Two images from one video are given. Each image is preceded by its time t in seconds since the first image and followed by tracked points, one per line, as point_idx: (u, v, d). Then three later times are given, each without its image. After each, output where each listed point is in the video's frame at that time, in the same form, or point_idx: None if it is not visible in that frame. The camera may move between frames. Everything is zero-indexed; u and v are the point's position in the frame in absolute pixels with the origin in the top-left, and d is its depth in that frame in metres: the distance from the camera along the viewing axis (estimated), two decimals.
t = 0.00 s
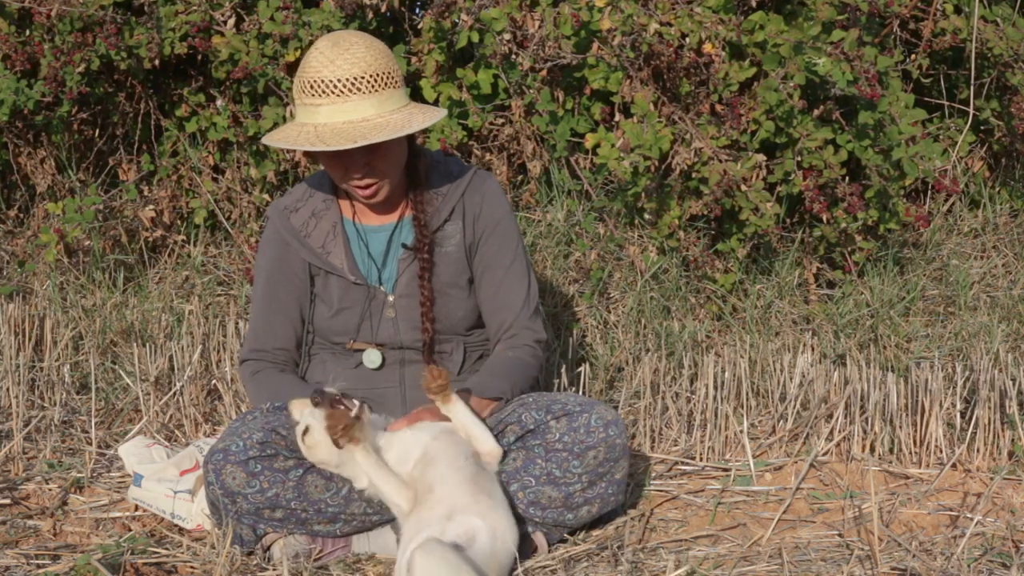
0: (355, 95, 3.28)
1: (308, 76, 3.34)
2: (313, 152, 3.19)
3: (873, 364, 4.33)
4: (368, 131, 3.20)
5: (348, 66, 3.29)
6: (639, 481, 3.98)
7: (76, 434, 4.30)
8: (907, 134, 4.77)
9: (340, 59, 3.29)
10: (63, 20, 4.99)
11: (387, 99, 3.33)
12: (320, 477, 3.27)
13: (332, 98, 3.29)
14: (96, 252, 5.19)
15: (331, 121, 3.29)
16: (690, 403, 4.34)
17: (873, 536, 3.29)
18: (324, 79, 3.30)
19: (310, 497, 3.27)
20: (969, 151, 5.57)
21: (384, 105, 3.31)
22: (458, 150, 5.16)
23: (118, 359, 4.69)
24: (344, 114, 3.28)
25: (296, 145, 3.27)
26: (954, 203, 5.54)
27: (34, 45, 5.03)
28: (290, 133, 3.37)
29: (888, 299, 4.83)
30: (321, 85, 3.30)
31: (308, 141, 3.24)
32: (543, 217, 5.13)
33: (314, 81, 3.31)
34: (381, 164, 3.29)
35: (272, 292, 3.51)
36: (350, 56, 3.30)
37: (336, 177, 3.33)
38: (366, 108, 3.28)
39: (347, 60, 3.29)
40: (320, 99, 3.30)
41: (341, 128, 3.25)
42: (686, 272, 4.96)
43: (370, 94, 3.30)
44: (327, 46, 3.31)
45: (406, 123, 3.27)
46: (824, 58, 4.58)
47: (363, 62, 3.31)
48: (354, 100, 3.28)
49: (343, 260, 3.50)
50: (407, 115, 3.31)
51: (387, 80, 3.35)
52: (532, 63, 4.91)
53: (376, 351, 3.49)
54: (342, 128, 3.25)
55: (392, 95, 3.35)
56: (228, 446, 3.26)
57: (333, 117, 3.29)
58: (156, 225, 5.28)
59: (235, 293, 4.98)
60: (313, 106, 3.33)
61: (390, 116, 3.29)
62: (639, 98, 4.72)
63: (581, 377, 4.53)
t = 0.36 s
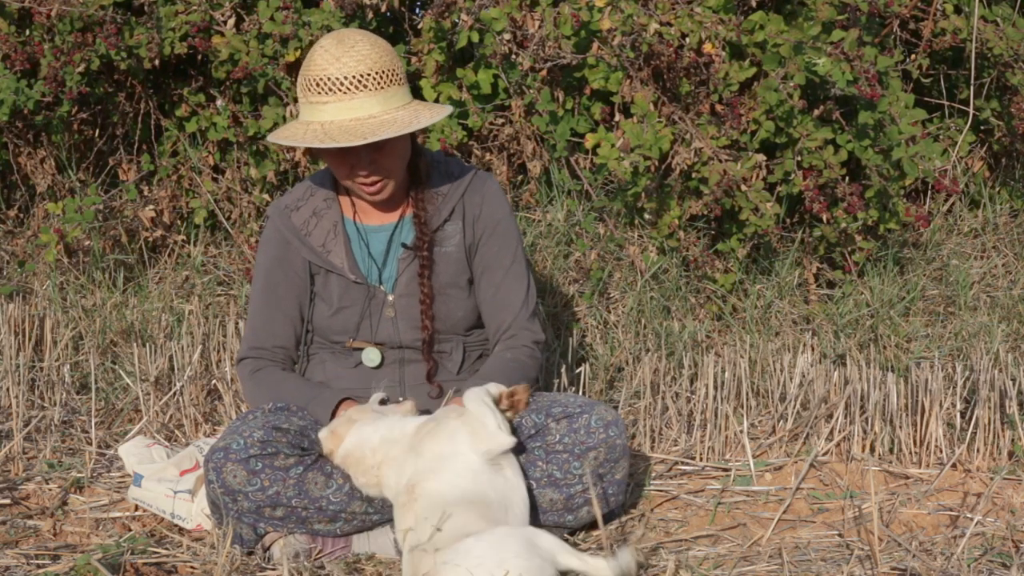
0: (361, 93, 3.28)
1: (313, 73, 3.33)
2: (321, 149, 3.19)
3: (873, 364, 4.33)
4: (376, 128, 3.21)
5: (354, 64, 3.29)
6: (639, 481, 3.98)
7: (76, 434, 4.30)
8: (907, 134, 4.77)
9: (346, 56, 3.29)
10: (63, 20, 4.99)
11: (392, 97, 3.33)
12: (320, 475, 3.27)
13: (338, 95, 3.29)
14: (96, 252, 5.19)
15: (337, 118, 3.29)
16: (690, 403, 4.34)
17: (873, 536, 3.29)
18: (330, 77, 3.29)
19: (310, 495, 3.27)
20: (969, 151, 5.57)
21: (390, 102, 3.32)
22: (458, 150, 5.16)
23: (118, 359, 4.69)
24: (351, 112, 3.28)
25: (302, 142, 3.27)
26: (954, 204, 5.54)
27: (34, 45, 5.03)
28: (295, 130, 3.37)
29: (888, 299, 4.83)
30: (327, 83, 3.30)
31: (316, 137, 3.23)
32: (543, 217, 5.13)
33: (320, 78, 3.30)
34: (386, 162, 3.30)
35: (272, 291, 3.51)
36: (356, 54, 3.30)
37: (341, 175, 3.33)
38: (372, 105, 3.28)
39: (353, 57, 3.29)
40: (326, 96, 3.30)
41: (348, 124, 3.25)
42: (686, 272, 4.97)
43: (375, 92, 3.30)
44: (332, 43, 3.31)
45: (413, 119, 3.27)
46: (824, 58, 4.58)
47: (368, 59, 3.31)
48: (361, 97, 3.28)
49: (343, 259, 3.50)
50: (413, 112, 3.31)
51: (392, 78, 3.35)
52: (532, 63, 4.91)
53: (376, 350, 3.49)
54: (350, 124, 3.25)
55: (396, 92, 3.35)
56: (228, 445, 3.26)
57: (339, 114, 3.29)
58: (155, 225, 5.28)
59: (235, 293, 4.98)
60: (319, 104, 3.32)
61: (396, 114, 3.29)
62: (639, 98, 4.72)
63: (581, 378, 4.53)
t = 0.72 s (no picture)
0: (366, 93, 3.28)
1: (317, 73, 3.33)
2: (326, 149, 3.19)
3: (873, 364, 4.33)
4: (382, 128, 3.21)
5: (359, 63, 3.29)
6: (639, 481, 3.98)
7: (76, 434, 4.30)
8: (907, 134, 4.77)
9: (351, 56, 3.29)
10: (63, 20, 4.99)
11: (397, 97, 3.33)
12: (320, 474, 3.28)
13: (343, 95, 3.29)
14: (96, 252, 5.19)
15: (342, 118, 3.29)
16: (690, 403, 4.34)
17: (873, 536, 3.29)
18: (335, 76, 3.29)
19: (311, 495, 3.26)
20: (969, 151, 5.57)
21: (395, 102, 3.32)
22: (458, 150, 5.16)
23: (118, 359, 4.69)
24: (356, 111, 3.28)
25: (307, 142, 3.27)
26: (954, 204, 5.54)
27: (34, 45, 5.03)
28: (298, 130, 3.36)
29: (888, 299, 4.83)
30: (332, 82, 3.30)
31: (320, 137, 3.23)
32: (543, 217, 5.13)
33: (325, 78, 3.30)
34: (389, 162, 3.30)
35: (273, 291, 3.51)
36: (361, 53, 3.30)
37: (345, 175, 3.33)
38: (377, 105, 3.29)
39: (358, 57, 3.30)
40: (330, 96, 3.30)
41: (353, 125, 3.25)
42: (686, 272, 4.97)
43: (380, 92, 3.30)
44: (337, 43, 3.31)
45: (418, 120, 3.28)
46: (824, 58, 4.58)
47: (373, 59, 3.31)
48: (366, 97, 3.29)
49: (343, 259, 3.50)
50: (417, 113, 3.32)
51: (396, 78, 3.35)
52: (531, 63, 4.91)
53: (377, 350, 3.50)
54: (355, 125, 3.25)
55: (400, 93, 3.36)
56: (229, 445, 3.25)
57: (344, 114, 3.29)
58: (156, 225, 5.28)
59: (235, 293, 4.98)
60: (323, 103, 3.32)
61: (401, 114, 3.30)
62: (639, 98, 4.72)
63: (581, 378, 4.53)
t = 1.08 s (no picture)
0: (374, 94, 3.28)
1: (324, 73, 3.33)
2: (335, 149, 3.18)
3: (873, 364, 4.33)
4: (390, 129, 3.21)
5: (367, 64, 3.29)
6: (639, 481, 3.98)
7: (76, 434, 4.30)
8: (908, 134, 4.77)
9: (359, 56, 3.29)
10: (63, 20, 4.99)
11: (403, 99, 3.34)
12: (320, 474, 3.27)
13: (350, 96, 3.29)
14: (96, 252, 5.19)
15: (349, 118, 3.29)
16: (690, 403, 4.34)
17: (873, 536, 3.29)
18: (343, 77, 3.29)
19: (310, 495, 3.26)
20: (969, 151, 5.57)
21: (402, 104, 3.32)
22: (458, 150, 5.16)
23: (118, 359, 4.69)
24: (363, 112, 3.28)
25: (314, 142, 3.26)
26: (954, 204, 5.54)
27: (34, 45, 5.03)
28: (305, 130, 3.36)
29: (888, 299, 4.83)
30: (339, 83, 3.30)
31: (328, 137, 3.23)
32: (543, 217, 5.13)
33: (333, 79, 3.30)
34: (395, 164, 3.30)
35: (274, 292, 3.51)
36: (369, 54, 3.30)
37: (350, 176, 3.33)
38: (384, 106, 3.29)
39: (366, 58, 3.30)
40: (338, 97, 3.30)
41: (361, 125, 3.25)
42: (686, 272, 4.97)
43: (387, 93, 3.31)
44: (345, 43, 3.31)
45: (425, 122, 3.28)
46: (824, 58, 4.58)
47: (380, 60, 3.31)
48: (373, 98, 3.29)
49: (344, 260, 3.49)
50: (424, 114, 3.32)
51: (403, 79, 3.36)
52: (532, 63, 4.91)
53: (377, 351, 3.49)
54: (363, 125, 3.25)
55: (407, 94, 3.36)
56: (228, 445, 3.25)
57: (351, 114, 3.29)
58: (155, 225, 5.28)
59: (235, 293, 4.98)
60: (330, 104, 3.32)
61: (408, 115, 3.30)
62: (639, 98, 4.72)
63: (581, 378, 4.53)
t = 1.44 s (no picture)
0: (379, 100, 3.28)
1: (329, 78, 3.32)
2: (339, 158, 3.19)
3: (873, 364, 4.33)
4: (395, 137, 3.22)
5: (372, 70, 3.28)
6: (639, 481, 3.98)
7: (76, 434, 4.30)
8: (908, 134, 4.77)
9: (364, 62, 3.28)
10: (64, 20, 4.99)
11: (408, 104, 3.34)
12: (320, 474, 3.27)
13: (356, 102, 3.29)
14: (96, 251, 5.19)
15: (355, 125, 3.29)
16: (690, 403, 4.34)
17: (873, 536, 3.29)
18: (348, 83, 3.29)
19: (310, 495, 3.25)
20: (969, 151, 5.57)
21: (407, 110, 3.33)
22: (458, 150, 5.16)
23: (118, 359, 4.69)
24: (368, 119, 3.28)
25: (319, 149, 3.27)
26: (954, 203, 5.54)
27: (34, 45, 5.03)
28: (310, 134, 3.37)
29: (888, 299, 4.83)
30: (345, 89, 3.30)
31: (333, 144, 3.24)
32: (543, 217, 5.13)
33: (338, 85, 3.30)
34: (400, 168, 3.31)
35: (276, 289, 3.50)
36: (374, 60, 3.29)
37: (355, 180, 3.34)
38: (389, 113, 3.29)
39: (372, 64, 3.29)
40: (343, 103, 3.30)
41: (366, 133, 3.25)
42: (686, 272, 4.96)
43: (393, 99, 3.31)
44: (350, 48, 3.30)
45: (430, 128, 3.28)
46: (824, 58, 4.58)
47: (386, 65, 3.30)
48: (379, 105, 3.29)
49: (346, 258, 3.49)
50: (429, 120, 3.33)
51: (408, 84, 3.35)
52: (532, 63, 4.91)
53: (379, 350, 3.50)
54: (368, 133, 3.25)
55: (412, 99, 3.36)
56: (227, 445, 3.25)
57: (356, 121, 3.29)
58: (155, 225, 5.28)
59: (235, 293, 4.98)
60: (335, 110, 3.32)
61: (413, 122, 3.30)
62: (639, 98, 4.72)
63: (581, 378, 4.53)
